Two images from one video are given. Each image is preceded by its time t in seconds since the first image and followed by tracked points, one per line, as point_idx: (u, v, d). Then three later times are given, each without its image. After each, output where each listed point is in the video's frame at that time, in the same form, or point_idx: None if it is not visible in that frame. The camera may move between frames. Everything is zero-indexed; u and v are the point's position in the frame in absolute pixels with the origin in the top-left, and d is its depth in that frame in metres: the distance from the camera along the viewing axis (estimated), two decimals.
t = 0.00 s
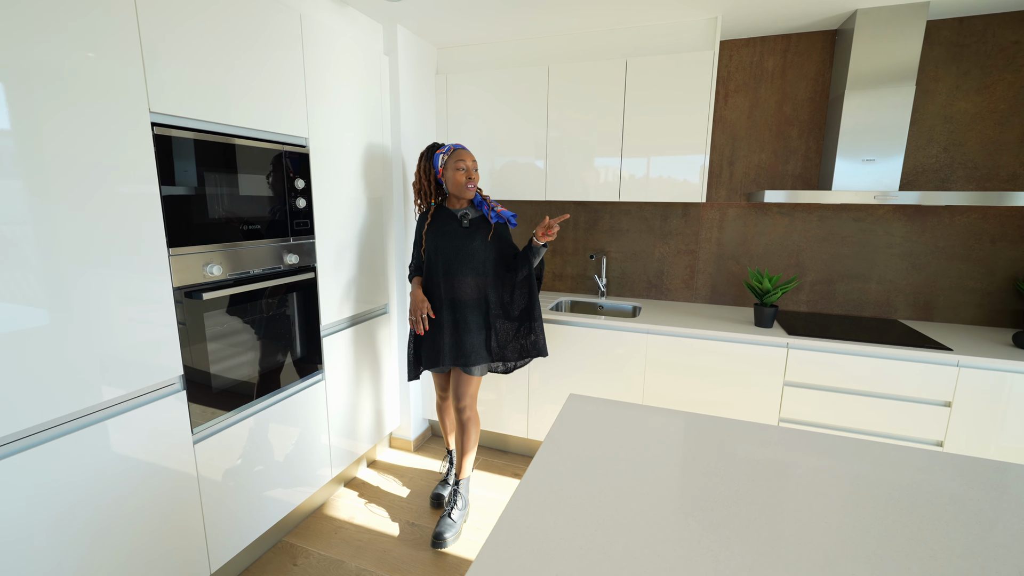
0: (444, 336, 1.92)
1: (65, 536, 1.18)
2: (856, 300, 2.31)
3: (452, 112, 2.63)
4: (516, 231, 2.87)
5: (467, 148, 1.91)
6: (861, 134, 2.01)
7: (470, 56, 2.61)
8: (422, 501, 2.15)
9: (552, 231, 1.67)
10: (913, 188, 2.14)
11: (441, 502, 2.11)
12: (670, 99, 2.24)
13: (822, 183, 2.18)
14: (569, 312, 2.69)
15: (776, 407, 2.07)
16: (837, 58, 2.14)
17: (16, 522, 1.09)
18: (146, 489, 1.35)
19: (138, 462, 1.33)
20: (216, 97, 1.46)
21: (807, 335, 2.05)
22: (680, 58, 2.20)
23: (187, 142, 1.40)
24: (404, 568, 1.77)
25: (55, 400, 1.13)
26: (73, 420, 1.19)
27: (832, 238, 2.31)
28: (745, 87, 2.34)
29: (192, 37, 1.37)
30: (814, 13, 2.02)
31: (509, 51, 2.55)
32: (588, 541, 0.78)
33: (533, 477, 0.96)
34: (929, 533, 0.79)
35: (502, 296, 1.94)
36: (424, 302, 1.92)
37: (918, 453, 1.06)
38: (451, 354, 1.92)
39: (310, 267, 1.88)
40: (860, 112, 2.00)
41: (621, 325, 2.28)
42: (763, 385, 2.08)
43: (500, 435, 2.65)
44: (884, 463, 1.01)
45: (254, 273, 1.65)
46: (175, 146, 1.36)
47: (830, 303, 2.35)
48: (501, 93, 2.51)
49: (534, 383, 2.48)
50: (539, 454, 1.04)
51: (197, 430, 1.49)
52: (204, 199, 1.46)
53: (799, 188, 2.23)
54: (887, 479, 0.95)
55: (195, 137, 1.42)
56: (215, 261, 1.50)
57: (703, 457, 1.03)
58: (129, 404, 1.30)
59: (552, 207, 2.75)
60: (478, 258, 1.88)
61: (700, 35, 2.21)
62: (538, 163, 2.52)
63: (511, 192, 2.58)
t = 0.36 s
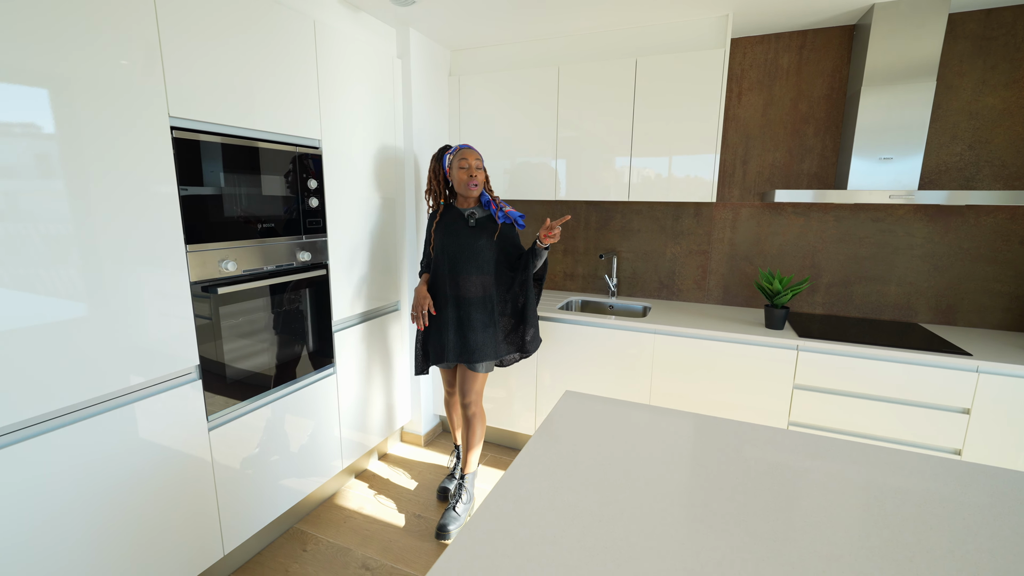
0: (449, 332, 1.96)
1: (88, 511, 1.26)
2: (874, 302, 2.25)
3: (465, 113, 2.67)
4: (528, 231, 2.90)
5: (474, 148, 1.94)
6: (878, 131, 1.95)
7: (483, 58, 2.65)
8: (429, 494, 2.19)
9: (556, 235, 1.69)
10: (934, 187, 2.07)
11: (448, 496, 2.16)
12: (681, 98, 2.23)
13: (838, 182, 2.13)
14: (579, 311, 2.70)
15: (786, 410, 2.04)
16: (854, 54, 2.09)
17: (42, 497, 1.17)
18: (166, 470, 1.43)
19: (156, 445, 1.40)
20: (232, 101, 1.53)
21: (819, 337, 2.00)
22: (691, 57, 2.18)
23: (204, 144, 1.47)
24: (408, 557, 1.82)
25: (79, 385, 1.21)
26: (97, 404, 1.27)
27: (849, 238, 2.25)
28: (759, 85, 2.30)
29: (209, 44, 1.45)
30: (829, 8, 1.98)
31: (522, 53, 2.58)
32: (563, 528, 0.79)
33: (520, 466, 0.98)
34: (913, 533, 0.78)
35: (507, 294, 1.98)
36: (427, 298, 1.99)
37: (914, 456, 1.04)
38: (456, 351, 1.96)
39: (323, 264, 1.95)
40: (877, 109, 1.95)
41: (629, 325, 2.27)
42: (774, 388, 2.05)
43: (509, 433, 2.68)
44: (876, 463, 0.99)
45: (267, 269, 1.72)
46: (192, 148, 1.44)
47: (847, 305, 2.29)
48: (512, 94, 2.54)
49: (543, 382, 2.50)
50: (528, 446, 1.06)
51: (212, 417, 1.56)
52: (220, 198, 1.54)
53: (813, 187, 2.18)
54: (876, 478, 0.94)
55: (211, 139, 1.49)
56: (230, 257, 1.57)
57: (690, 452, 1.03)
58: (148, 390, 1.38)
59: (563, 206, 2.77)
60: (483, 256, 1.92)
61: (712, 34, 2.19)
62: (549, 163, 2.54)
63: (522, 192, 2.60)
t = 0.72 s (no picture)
0: (463, 330, 2.01)
1: (125, 490, 1.35)
2: (898, 306, 2.19)
3: (484, 116, 2.72)
4: (546, 231, 2.92)
5: (490, 148, 1.98)
6: (902, 130, 1.91)
7: (502, 61, 2.69)
8: (444, 488, 2.25)
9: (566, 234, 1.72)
10: (963, 187, 2.00)
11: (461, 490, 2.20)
12: (698, 98, 2.23)
13: (861, 182, 2.08)
14: (595, 311, 2.71)
15: (803, 413, 2.01)
16: (879, 51, 2.04)
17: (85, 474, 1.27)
18: (196, 455, 1.52)
19: (186, 430, 1.49)
20: (260, 106, 1.61)
21: (838, 340, 1.97)
22: (708, 57, 2.18)
23: (233, 147, 1.56)
24: (421, 547, 1.87)
25: (118, 371, 1.31)
26: (134, 390, 1.36)
27: (872, 239, 2.20)
28: (780, 84, 2.27)
29: (239, 53, 1.53)
30: (851, 6, 1.94)
31: (541, 55, 2.61)
32: (559, 516, 0.82)
33: (523, 457, 1.01)
34: (912, 536, 0.78)
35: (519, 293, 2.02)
36: (441, 296, 2.04)
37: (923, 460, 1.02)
38: (469, 347, 2.01)
39: (344, 262, 2.03)
40: (901, 108, 1.90)
41: (644, 325, 2.28)
42: (790, 391, 2.02)
43: (524, 430, 2.71)
44: (881, 466, 0.99)
45: (291, 266, 1.80)
46: (222, 151, 1.52)
47: (869, 308, 2.24)
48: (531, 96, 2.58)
49: (557, 380, 2.52)
50: (532, 437, 1.10)
51: (238, 406, 1.64)
52: (247, 198, 1.62)
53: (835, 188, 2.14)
54: (879, 481, 0.93)
55: (241, 142, 1.57)
56: (256, 254, 1.65)
57: (693, 449, 1.05)
58: (180, 378, 1.47)
59: (581, 207, 2.79)
60: (496, 256, 1.96)
61: (731, 33, 2.18)
62: (566, 164, 2.56)
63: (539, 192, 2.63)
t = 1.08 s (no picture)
0: (476, 326, 2.05)
1: (156, 475, 1.43)
2: (922, 308, 2.13)
3: (501, 116, 2.76)
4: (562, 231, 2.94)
5: (506, 149, 2.01)
6: (927, 128, 1.86)
7: (519, 62, 2.72)
8: (458, 482, 2.29)
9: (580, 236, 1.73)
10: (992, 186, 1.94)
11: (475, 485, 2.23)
12: (715, 97, 2.21)
13: (884, 181, 2.04)
14: (610, 311, 2.71)
15: (821, 416, 1.98)
16: (903, 47, 1.99)
17: (120, 459, 1.34)
18: (221, 442, 1.60)
19: (212, 419, 1.56)
20: (284, 109, 1.68)
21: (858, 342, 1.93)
22: (726, 56, 2.16)
23: (258, 148, 1.62)
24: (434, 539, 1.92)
25: (148, 361, 1.38)
26: (163, 379, 1.44)
27: (895, 240, 2.15)
28: (800, 82, 2.24)
29: (264, 58, 1.60)
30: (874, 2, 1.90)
31: (557, 56, 2.63)
32: (560, 506, 0.85)
33: (530, 450, 1.04)
34: (915, 534, 0.78)
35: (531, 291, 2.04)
36: (455, 294, 2.09)
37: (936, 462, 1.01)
38: (481, 344, 2.05)
39: (363, 260, 2.08)
40: (925, 105, 1.85)
41: (658, 325, 2.27)
42: (807, 393, 1.99)
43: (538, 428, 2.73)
44: (891, 466, 0.97)
45: (312, 263, 1.86)
46: (247, 152, 1.59)
47: (893, 310, 2.19)
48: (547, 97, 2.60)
49: (571, 379, 2.53)
50: (539, 432, 1.12)
51: (260, 397, 1.71)
52: (271, 198, 1.69)
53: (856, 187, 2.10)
54: (887, 480, 0.92)
55: (264, 144, 1.64)
56: (278, 251, 1.72)
57: (698, 446, 1.05)
58: (206, 369, 1.54)
59: (596, 207, 2.79)
60: (509, 254, 1.99)
61: (749, 31, 2.16)
62: (582, 164, 2.57)
63: (555, 192, 2.66)
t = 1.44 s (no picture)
0: (489, 325, 2.07)
1: (177, 464, 1.48)
2: (942, 310, 2.09)
3: (514, 116, 2.78)
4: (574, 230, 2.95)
5: (519, 149, 2.03)
6: (947, 126, 1.82)
7: (533, 62, 2.73)
8: (468, 479, 2.31)
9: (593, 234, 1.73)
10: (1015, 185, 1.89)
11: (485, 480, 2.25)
12: (729, 96, 2.20)
13: (902, 180, 2.00)
14: (622, 310, 2.71)
15: (835, 418, 1.96)
16: (924, 43, 1.96)
17: (143, 449, 1.39)
18: (239, 435, 1.64)
19: (229, 412, 1.61)
20: (301, 110, 1.72)
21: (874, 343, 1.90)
22: (740, 55, 2.15)
23: (276, 148, 1.66)
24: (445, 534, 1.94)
25: (170, 355, 1.43)
26: (184, 371, 1.48)
27: (914, 240, 2.10)
28: (817, 80, 2.21)
29: (282, 61, 1.64)
30: None
31: (571, 56, 2.64)
32: (565, 500, 0.86)
33: (537, 445, 1.05)
34: (921, 535, 0.77)
35: (543, 290, 2.06)
36: (468, 292, 2.12)
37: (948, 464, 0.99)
38: (494, 342, 2.06)
39: (377, 258, 2.12)
40: (944, 103, 1.82)
41: (670, 325, 2.27)
42: (821, 395, 1.97)
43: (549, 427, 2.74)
44: (901, 468, 0.97)
45: (327, 261, 1.90)
46: (265, 152, 1.63)
47: (911, 311, 2.14)
48: (560, 97, 2.62)
49: (582, 378, 2.54)
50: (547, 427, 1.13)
51: (276, 391, 1.76)
52: (288, 197, 1.73)
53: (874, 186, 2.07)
54: (896, 481, 0.92)
55: (282, 144, 1.68)
56: (295, 249, 1.77)
57: (705, 444, 1.06)
58: (225, 363, 1.59)
59: (609, 206, 2.79)
60: (522, 253, 2.00)
61: (764, 29, 2.14)
62: (595, 164, 2.58)
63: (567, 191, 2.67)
